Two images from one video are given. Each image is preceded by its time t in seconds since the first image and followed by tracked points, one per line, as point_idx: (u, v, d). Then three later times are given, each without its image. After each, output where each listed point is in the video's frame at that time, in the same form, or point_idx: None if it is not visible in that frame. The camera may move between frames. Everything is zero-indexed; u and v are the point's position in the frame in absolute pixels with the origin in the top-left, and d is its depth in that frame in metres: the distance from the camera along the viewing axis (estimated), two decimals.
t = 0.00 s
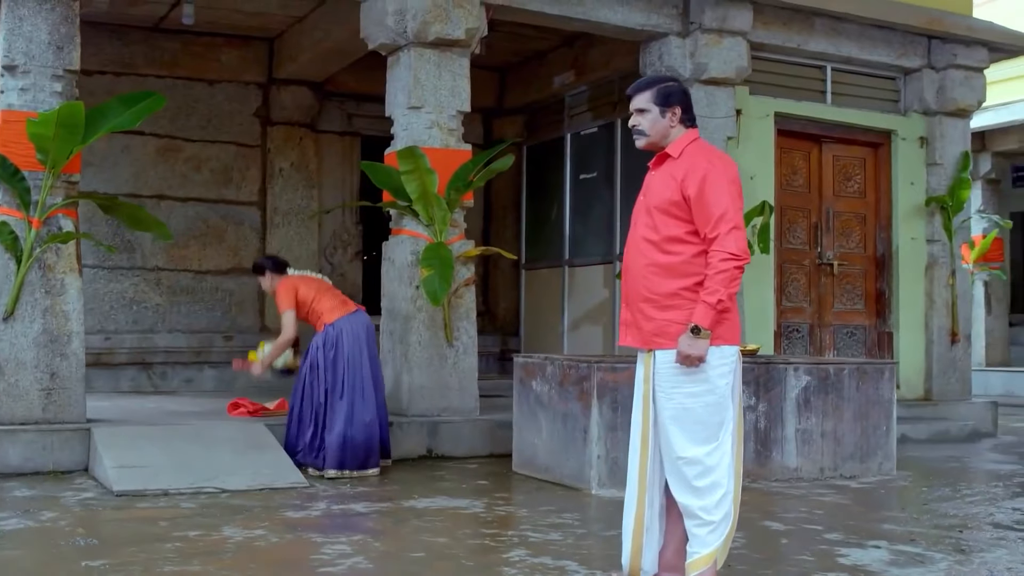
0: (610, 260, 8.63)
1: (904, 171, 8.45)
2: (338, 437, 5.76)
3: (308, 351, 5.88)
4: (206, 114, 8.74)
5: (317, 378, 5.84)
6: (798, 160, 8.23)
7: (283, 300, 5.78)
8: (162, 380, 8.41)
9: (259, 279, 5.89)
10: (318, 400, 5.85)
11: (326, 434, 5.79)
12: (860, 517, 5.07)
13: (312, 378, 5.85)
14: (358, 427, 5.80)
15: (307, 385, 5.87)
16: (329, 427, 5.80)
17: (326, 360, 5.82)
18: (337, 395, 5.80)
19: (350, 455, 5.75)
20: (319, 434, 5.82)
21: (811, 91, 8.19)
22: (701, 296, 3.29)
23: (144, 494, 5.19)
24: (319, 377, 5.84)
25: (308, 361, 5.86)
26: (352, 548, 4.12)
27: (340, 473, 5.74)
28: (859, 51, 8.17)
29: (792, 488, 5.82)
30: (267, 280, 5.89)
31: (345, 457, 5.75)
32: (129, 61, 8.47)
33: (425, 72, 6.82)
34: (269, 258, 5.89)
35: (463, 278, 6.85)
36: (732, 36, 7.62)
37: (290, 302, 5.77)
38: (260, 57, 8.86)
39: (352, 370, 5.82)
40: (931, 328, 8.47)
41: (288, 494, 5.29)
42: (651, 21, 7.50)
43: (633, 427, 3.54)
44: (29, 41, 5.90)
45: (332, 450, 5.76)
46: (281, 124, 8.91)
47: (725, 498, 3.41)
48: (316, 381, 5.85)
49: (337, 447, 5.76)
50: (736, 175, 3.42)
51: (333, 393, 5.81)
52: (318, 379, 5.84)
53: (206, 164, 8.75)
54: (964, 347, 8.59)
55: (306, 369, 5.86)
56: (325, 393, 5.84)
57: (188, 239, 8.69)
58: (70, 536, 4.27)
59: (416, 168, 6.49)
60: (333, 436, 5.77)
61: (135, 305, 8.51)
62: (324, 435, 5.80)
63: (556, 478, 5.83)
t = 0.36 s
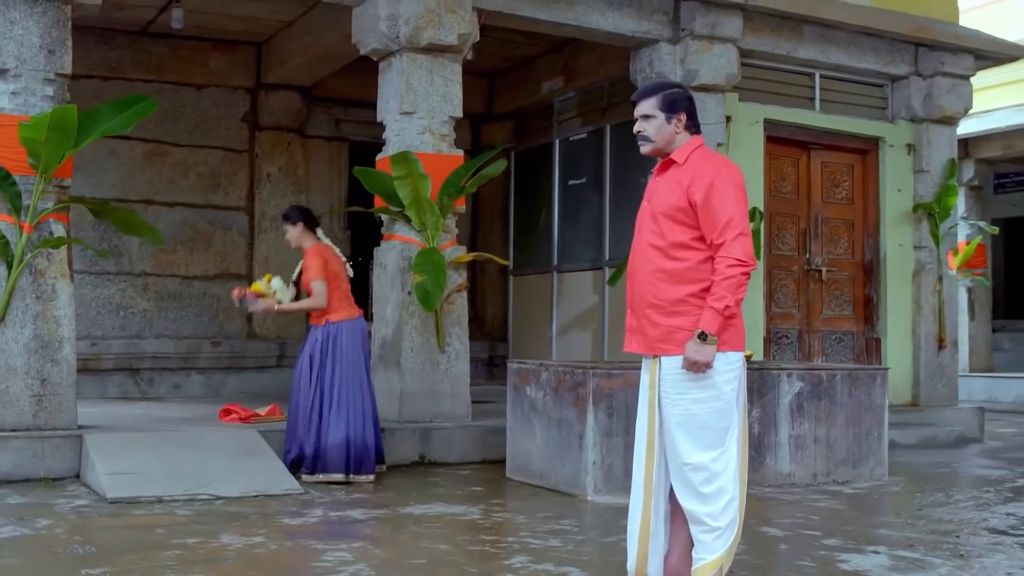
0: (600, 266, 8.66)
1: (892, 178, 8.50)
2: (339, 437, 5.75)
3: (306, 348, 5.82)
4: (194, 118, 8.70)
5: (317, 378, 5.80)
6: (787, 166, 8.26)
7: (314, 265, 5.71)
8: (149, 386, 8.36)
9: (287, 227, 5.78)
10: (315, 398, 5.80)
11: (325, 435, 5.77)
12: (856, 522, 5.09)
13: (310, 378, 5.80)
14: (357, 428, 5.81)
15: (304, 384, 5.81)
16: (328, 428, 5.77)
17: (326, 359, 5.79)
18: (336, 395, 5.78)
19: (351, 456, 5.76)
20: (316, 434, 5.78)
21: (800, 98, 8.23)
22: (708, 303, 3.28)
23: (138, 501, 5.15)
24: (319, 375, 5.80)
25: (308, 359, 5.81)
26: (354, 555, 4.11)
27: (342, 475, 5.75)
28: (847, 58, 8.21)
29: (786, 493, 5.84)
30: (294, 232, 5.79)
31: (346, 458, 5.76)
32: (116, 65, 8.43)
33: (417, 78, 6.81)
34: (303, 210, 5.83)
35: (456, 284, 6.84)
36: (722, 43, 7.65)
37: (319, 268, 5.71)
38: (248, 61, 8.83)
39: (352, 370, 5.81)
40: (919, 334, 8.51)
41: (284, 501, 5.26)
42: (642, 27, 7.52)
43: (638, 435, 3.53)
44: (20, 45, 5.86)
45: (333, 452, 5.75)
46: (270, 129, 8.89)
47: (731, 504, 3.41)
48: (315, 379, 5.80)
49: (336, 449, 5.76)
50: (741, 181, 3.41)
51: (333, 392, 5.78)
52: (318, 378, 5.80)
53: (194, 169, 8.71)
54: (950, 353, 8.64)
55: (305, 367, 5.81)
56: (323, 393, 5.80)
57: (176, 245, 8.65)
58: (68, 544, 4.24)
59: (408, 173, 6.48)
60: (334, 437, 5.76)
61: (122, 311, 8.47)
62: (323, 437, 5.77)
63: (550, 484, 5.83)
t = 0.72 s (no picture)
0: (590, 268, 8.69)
1: (880, 182, 8.54)
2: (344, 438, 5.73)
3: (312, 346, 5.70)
4: (182, 120, 8.66)
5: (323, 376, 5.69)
6: (776, 170, 8.30)
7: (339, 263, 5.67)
8: (137, 390, 8.30)
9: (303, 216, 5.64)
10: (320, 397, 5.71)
11: (335, 436, 5.71)
12: (852, 525, 5.11)
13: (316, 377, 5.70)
14: (363, 426, 5.80)
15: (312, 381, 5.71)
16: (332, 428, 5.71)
17: (334, 360, 5.69)
18: (342, 394, 5.71)
19: (359, 454, 5.77)
20: (317, 434, 5.71)
21: (789, 102, 8.27)
22: (716, 306, 3.29)
23: (133, 505, 5.12)
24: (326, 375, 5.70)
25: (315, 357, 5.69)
26: (356, 559, 4.09)
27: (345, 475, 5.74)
28: (836, 63, 8.25)
29: (781, 496, 5.86)
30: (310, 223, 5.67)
31: (350, 456, 5.74)
32: (104, 67, 8.38)
33: (410, 81, 6.80)
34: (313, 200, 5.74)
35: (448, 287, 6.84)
36: (713, 48, 7.68)
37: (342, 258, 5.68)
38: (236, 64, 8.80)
39: (360, 369, 5.74)
40: (906, 337, 8.55)
41: (279, 504, 5.24)
42: (634, 31, 7.53)
43: (644, 438, 3.53)
44: (12, 46, 5.82)
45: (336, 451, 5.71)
46: (258, 131, 8.85)
47: (737, 507, 3.42)
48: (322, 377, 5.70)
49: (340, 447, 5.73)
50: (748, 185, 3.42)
51: (339, 392, 5.69)
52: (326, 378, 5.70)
53: (182, 171, 8.67)
54: (937, 357, 8.69)
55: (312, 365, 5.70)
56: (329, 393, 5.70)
57: (164, 247, 8.61)
58: (67, 548, 4.21)
59: (401, 176, 6.48)
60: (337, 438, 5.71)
61: (110, 313, 8.42)
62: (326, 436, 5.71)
63: (545, 487, 5.83)
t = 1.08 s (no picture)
0: (578, 270, 8.72)
1: (867, 185, 8.59)
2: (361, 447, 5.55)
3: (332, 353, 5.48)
4: (168, 121, 8.61)
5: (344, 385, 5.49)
6: (765, 172, 8.32)
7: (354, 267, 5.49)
8: (123, 392, 8.25)
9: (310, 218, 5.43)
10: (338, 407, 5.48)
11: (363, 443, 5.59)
12: (848, 526, 5.12)
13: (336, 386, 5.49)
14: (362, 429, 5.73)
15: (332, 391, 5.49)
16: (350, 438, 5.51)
17: (356, 368, 5.50)
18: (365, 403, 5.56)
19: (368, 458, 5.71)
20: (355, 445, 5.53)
21: (777, 105, 8.30)
22: (724, 307, 3.30)
23: (127, 508, 5.09)
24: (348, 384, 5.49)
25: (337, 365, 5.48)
26: (357, 562, 4.08)
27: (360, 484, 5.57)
28: (824, 66, 8.29)
29: (774, 498, 5.87)
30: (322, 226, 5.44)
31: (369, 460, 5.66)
32: (91, 66, 8.32)
33: (401, 82, 6.79)
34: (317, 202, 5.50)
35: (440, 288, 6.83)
36: (703, 50, 7.70)
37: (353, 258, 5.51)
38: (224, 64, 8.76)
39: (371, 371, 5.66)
40: (893, 339, 8.61)
41: (274, 507, 5.21)
42: (624, 33, 7.54)
43: (649, 440, 3.54)
44: (3, 45, 5.77)
45: (355, 461, 5.54)
46: (245, 131, 8.81)
47: (743, 507, 3.43)
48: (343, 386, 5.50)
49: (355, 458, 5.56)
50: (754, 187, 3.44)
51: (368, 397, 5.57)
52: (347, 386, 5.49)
53: (169, 172, 8.63)
54: (923, 358, 8.75)
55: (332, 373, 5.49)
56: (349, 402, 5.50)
57: (150, 248, 8.56)
58: (65, 552, 4.17)
59: (393, 178, 6.45)
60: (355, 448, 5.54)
61: (96, 314, 8.37)
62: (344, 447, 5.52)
63: (540, 489, 5.83)
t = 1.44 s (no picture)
0: (563, 271, 8.73)
1: (851, 188, 8.65)
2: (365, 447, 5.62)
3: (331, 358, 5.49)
4: (152, 121, 8.56)
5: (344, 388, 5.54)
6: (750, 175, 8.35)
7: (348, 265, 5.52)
8: (105, 394, 8.19)
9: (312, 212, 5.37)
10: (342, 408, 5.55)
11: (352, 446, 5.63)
12: (839, 527, 5.14)
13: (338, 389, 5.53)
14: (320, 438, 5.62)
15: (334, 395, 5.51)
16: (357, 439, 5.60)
17: (354, 369, 5.58)
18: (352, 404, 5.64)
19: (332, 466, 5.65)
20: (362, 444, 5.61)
21: (762, 107, 8.33)
22: (728, 309, 3.32)
23: (117, 510, 5.06)
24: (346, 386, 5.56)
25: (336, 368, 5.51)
26: (355, 564, 4.07)
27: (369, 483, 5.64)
28: (808, 69, 8.34)
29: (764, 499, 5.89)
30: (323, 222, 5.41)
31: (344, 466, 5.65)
32: (73, 66, 8.26)
33: (390, 83, 6.77)
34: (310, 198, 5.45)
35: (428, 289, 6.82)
36: (689, 53, 7.73)
37: (347, 256, 5.51)
38: (207, 64, 8.72)
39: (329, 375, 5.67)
40: (876, 340, 8.66)
41: (266, 509, 5.19)
42: (611, 35, 7.56)
43: (651, 442, 3.55)
44: None
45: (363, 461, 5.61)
46: (229, 132, 8.77)
47: (745, 509, 3.44)
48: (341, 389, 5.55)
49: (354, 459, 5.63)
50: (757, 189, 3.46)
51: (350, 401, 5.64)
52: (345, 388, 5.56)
53: (152, 172, 8.57)
54: (906, 360, 8.80)
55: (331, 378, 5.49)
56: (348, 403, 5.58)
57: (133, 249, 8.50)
58: (59, 555, 4.14)
59: (382, 179, 6.45)
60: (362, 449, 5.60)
61: (78, 316, 8.30)
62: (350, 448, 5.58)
63: (531, 490, 5.83)
